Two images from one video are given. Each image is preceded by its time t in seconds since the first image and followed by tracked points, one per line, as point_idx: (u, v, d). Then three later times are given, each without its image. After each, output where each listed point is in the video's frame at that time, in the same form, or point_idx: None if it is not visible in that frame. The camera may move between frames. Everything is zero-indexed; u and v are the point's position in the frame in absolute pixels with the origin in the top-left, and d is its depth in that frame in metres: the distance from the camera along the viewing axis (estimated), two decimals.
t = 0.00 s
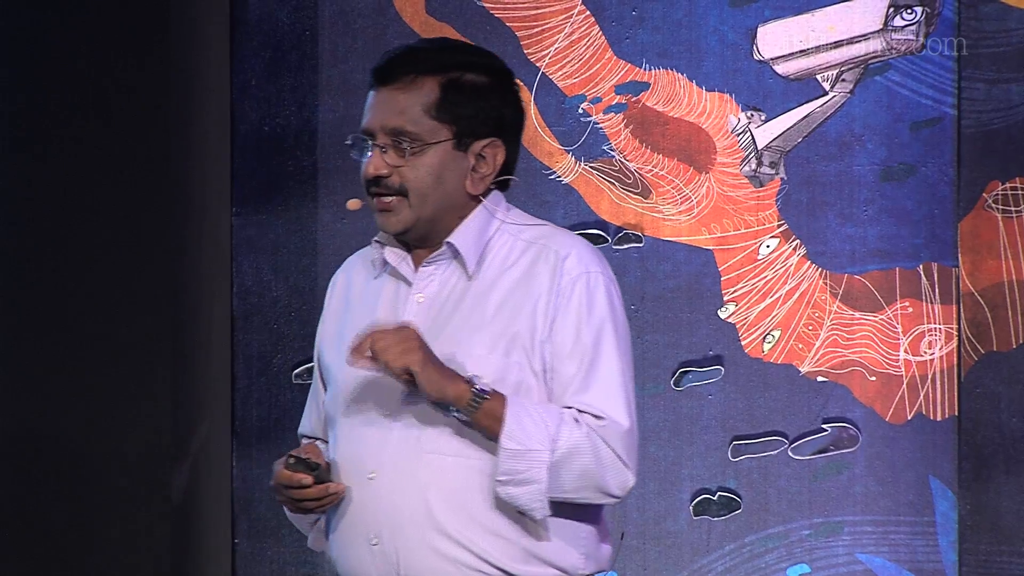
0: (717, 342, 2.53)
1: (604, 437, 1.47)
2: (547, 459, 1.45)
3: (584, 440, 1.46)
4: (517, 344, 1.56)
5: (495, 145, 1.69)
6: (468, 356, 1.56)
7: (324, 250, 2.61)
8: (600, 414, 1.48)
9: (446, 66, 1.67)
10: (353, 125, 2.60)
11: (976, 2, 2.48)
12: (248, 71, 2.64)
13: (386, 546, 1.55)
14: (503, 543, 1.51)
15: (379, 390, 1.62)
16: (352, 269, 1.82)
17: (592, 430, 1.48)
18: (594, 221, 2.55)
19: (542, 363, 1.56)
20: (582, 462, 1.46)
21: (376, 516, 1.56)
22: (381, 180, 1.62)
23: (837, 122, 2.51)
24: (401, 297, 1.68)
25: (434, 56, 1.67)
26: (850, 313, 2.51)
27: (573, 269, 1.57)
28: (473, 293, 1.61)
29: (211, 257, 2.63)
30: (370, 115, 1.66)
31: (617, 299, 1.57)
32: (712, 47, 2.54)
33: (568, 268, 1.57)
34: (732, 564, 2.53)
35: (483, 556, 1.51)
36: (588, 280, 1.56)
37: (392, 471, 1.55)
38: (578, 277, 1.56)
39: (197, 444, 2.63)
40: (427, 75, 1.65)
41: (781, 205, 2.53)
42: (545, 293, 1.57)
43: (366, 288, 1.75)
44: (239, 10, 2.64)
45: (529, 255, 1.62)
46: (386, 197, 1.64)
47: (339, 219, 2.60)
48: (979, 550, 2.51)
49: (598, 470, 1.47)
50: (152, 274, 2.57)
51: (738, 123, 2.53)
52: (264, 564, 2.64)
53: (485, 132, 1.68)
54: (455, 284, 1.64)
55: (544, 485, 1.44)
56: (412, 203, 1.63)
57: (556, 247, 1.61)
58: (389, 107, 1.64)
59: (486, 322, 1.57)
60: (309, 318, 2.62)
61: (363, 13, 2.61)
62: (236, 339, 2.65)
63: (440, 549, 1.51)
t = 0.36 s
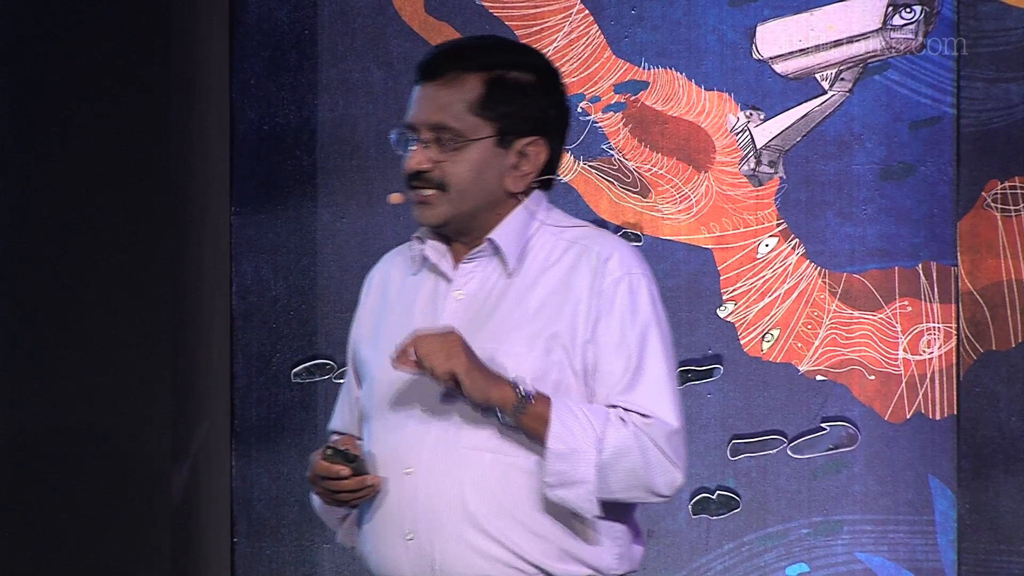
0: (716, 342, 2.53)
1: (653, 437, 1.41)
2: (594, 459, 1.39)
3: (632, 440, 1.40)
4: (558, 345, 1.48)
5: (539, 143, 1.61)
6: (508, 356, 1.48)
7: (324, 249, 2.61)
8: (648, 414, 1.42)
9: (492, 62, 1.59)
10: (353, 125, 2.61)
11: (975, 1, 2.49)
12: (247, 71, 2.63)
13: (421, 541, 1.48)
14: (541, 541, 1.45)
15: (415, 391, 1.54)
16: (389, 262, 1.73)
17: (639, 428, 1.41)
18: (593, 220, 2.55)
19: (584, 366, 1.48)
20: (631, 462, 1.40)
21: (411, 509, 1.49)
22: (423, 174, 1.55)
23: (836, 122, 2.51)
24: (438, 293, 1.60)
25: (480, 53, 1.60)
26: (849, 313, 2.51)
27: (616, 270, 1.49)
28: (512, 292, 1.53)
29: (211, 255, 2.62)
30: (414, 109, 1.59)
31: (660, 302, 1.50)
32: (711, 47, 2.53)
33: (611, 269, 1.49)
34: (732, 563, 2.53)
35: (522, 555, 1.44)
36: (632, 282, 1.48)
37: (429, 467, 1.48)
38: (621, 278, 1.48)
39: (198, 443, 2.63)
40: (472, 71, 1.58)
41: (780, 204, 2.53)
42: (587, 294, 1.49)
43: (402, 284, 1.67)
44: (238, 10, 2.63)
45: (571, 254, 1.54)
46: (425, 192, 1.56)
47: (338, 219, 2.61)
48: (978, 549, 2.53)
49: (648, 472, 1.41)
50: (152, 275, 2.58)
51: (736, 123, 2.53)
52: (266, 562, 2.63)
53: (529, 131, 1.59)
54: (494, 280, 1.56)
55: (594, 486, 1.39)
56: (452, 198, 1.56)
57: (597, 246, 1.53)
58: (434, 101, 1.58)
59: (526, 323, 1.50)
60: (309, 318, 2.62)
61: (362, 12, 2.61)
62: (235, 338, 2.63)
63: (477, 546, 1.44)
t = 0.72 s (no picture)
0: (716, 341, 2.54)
1: (746, 452, 1.33)
2: (691, 489, 1.33)
3: (725, 459, 1.33)
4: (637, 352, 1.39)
5: (619, 144, 1.51)
6: (586, 357, 1.39)
7: (323, 249, 2.61)
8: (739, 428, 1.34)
9: (574, 56, 1.49)
10: (352, 125, 2.61)
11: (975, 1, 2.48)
12: (247, 71, 2.61)
13: (496, 544, 1.40)
14: (622, 546, 1.37)
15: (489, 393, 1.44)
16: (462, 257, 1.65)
17: (729, 443, 1.34)
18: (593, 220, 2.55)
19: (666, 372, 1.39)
20: (728, 478, 1.33)
21: (483, 513, 1.41)
22: (502, 172, 1.46)
23: (835, 122, 2.51)
24: (510, 293, 1.51)
25: (563, 47, 1.51)
26: (848, 313, 2.51)
27: (693, 272, 1.41)
28: (586, 293, 1.44)
29: (209, 255, 2.61)
30: (495, 104, 1.50)
31: (738, 302, 1.41)
32: (711, 47, 2.54)
33: (689, 271, 1.41)
34: (731, 563, 2.54)
35: (601, 558, 1.36)
36: (711, 284, 1.40)
37: (506, 477, 1.40)
38: (699, 280, 1.40)
39: (196, 444, 2.61)
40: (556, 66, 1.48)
41: (780, 204, 2.53)
42: (667, 297, 1.40)
43: (474, 281, 1.58)
44: (238, 11, 2.61)
45: (647, 254, 1.45)
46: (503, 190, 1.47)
47: (337, 219, 2.61)
48: (978, 549, 2.51)
49: (747, 487, 1.34)
50: (150, 276, 2.60)
51: (736, 123, 2.53)
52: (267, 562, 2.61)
53: (610, 131, 1.50)
54: (568, 281, 1.47)
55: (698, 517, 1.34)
56: (532, 198, 1.46)
57: (673, 245, 1.44)
58: (516, 98, 1.48)
59: (603, 325, 1.41)
60: (309, 318, 2.61)
61: (361, 12, 2.61)
62: (234, 338, 2.61)
63: (555, 549, 1.37)
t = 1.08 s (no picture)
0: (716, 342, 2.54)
1: (804, 461, 1.51)
2: (754, 502, 1.50)
3: (784, 470, 1.50)
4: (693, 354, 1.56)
5: (673, 149, 1.72)
6: (643, 365, 1.55)
7: (323, 249, 2.61)
8: (796, 437, 1.51)
9: (631, 66, 1.69)
10: (352, 125, 2.61)
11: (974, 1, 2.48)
12: (247, 71, 2.64)
13: (550, 548, 1.56)
14: (670, 550, 1.54)
15: (547, 388, 1.61)
16: (511, 258, 1.82)
17: (788, 454, 1.51)
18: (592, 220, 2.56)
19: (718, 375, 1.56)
20: (787, 488, 1.50)
21: (539, 518, 1.57)
22: (557, 174, 1.65)
23: (835, 122, 2.51)
24: (566, 297, 1.68)
25: (620, 54, 1.69)
26: (848, 313, 2.52)
27: (749, 281, 1.58)
28: (643, 301, 1.61)
29: (209, 255, 2.62)
30: (552, 108, 1.68)
31: (793, 310, 1.58)
32: (710, 47, 2.54)
33: (745, 280, 1.58)
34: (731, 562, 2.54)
35: (651, 564, 1.53)
36: (766, 293, 1.57)
37: (565, 477, 1.56)
38: (755, 289, 1.57)
39: (196, 443, 2.61)
40: (614, 73, 1.68)
41: (779, 204, 2.53)
42: (723, 304, 1.58)
43: (526, 283, 1.76)
44: (238, 11, 2.64)
45: (701, 262, 1.62)
46: (557, 191, 1.65)
47: (336, 219, 2.61)
48: (978, 549, 2.49)
49: (806, 495, 1.52)
50: (150, 276, 2.57)
51: (735, 123, 2.53)
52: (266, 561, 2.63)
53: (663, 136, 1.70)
54: (626, 289, 1.64)
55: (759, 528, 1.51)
56: (587, 200, 1.65)
57: (727, 255, 1.61)
58: (575, 102, 1.67)
59: (660, 329, 1.58)
60: (309, 318, 2.61)
61: (360, 12, 2.61)
62: (235, 339, 2.64)
63: (607, 555, 1.53)
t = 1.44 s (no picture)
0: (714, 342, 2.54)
1: (801, 463, 1.48)
2: (746, 503, 1.48)
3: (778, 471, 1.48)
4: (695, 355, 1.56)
5: (682, 146, 1.72)
6: (644, 366, 1.56)
7: (321, 249, 2.61)
8: (793, 438, 1.49)
9: (638, 65, 1.69)
10: (350, 125, 2.61)
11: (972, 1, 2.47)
12: (245, 70, 2.63)
13: (549, 546, 1.57)
14: (671, 551, 1.53)
15: (552, 386, 1.62)
16: (522, 259, 1.84)
17: (785, 456, 1.49)
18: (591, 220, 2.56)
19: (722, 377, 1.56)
20: (781, 490, 1.48)
21: (541, 516, 1.58)
22: (568, 174, 1.65)
23: (833, 122, 2.51)
24: (573, 297, 1.69)
25: (627, 53, 1.69)
26: (846, 313, 2.52)
27: (753, 281, 1.57)
28: (647, 300, 1.62)
29: (208, 254, 2.62)
30: (561, 107, 1.68)
31: (798, 311, 1.57)
32: (708, 47, 2.54)
33: (749, 280, 1.57)
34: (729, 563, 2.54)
35: (652, 564, 1.52)
36: (769, 293, 1.56)
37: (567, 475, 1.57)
38: (759, 289, 1.56)
39: (196, 442, 2.62)
40: (622, 73, 1.68)
41: (777, 204, 2.53)
42: (726, 304, 1.57)
43: (535, 283, 1.78)
44: (235, 10, 2.63)
45: (708, 262, 1.62)
46: (569, 191, 1.66)
47: (334, 218, 2.61)
48: (976, 550, 2.48)
49: (801, 498, 1.49)
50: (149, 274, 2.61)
51: (734, 123, 2.53)
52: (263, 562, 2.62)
53: (673, 134, 1.70)
54: (630, 289, 1.64)
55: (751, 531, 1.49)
56: (598, 199, 1.65)
57: (733, 256, 1.61)
58: (584, 102, 1.67)
59: (662, 330, 1.58)
60: (307, 318, 2.61)
61: (359, 12, 2.61)
62: (233, 338, 2.63)
63: (606, 555, 1.53)
